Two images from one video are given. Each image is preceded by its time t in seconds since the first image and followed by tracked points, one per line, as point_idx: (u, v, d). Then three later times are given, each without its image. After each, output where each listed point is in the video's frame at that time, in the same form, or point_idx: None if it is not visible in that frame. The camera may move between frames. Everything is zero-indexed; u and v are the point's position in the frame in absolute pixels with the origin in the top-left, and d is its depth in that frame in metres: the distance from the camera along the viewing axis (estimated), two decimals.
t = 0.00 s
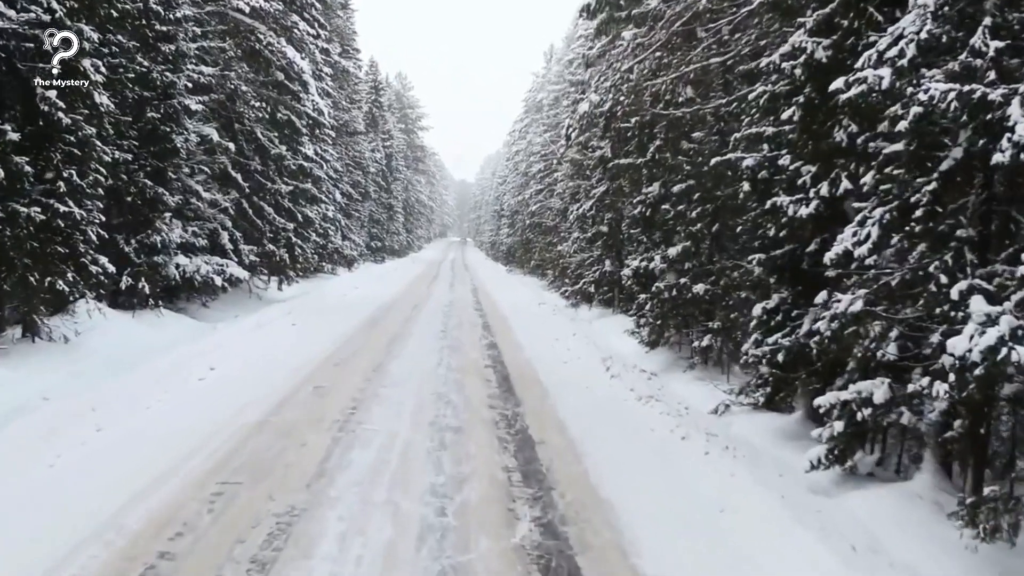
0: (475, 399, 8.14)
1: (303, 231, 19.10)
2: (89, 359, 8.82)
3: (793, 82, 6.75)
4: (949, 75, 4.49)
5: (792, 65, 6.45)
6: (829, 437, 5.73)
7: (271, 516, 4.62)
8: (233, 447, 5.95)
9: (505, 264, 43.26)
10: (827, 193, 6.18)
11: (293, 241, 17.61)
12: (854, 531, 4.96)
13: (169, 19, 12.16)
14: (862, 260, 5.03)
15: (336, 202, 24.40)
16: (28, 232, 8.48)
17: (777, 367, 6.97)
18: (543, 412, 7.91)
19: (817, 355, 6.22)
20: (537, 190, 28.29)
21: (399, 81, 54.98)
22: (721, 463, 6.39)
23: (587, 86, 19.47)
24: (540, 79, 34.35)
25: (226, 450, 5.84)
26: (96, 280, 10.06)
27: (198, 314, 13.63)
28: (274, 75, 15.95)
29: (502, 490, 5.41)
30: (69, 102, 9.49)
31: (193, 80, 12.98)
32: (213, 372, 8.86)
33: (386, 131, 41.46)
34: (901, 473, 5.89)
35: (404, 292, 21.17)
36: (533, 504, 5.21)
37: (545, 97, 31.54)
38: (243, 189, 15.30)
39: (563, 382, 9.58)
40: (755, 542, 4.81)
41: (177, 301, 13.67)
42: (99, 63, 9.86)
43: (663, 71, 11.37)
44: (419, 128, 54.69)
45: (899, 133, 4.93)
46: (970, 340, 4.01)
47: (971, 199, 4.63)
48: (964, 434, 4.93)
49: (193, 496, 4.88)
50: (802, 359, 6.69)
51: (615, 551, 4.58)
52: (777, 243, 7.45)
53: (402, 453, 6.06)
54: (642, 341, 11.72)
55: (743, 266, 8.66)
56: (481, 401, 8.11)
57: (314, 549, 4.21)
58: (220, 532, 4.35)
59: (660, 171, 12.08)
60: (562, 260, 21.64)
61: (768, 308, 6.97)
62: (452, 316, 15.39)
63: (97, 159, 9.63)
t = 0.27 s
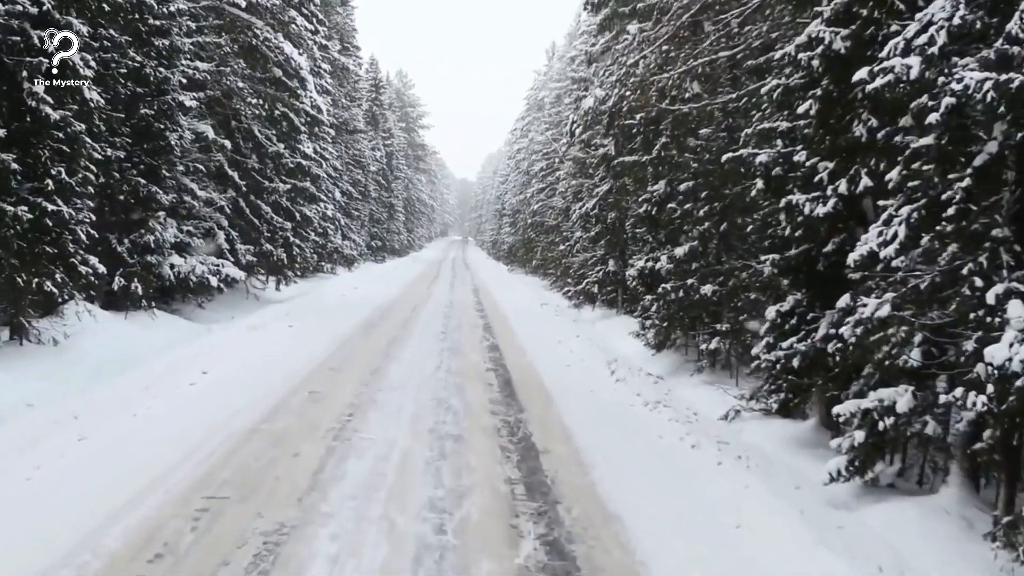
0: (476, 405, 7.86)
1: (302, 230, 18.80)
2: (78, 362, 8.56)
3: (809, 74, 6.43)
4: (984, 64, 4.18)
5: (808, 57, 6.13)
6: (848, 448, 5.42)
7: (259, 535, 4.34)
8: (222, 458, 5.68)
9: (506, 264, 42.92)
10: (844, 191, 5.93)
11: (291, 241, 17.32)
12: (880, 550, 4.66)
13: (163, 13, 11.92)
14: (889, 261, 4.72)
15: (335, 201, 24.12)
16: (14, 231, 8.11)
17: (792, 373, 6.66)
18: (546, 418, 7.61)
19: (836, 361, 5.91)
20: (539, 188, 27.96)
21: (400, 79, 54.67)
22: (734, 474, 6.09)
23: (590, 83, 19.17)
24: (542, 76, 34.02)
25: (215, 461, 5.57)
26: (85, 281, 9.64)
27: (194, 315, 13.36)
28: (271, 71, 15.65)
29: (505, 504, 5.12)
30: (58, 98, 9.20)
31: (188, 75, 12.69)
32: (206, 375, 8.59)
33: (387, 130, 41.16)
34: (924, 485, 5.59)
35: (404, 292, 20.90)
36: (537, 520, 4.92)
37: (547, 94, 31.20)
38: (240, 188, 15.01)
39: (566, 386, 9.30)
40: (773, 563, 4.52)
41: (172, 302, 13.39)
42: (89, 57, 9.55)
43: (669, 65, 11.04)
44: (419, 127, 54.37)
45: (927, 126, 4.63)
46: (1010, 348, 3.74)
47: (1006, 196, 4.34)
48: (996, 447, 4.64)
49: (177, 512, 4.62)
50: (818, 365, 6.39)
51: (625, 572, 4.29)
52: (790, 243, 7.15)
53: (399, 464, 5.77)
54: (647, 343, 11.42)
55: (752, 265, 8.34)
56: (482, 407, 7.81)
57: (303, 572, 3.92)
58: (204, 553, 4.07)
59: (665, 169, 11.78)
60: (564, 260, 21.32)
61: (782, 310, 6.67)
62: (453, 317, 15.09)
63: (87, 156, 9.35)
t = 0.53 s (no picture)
0: (478, 410, 7.59)
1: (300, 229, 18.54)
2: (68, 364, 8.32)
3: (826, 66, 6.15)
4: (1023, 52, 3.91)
5: (826, 47, 5.85)
6: (870, 457, 5.13)
7: (248, 553, 4.08)
8: (212, 468, 5.42)
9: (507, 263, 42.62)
10: (865, 188, 5.61)
11: (290, 240, 17.05)
12: (908, 569, 4.37)
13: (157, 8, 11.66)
14: (917, 261, 4.44)
15: (335, 200, 23.86)
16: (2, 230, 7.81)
17: (808, 378, 6.38)
18: (551, 424, 7.34)
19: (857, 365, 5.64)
20: (541, 187, 27.66)
21: (401, 77, 54.36)
22: (748, 484, 5.82)
23: (593, 79, 18.87)
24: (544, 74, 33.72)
25: (205, 471, 5.33)
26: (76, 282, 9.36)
27: (190, 316, 13.11)
28: (269, 67, 15.39)
29: (509, 519, 4.85)
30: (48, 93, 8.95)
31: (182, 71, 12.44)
32: (199, 378, 8.33)
33: (387, 128, 40.87)
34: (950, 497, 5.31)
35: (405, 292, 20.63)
36: (543, 535, 4.65)
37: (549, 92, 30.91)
38: (237, 186, 14.75)
39: (570, 389, 9.03)
40: None
41: (167, 302, 13.14)
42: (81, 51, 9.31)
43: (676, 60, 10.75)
44: (420, 125, 54.09)
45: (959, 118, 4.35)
46: None
47: None
48: None
49: (161, 528, 4.36)
50: (835, 370, 6.11)
51: None
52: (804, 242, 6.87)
53: (398, 474, 5.50)
54: (652, 345, 11.13)
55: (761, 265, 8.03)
56: (484, 412, 7.54)
57: None
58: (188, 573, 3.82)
59: (671, 166, 11.51)
60: (566, 259, 21.02)
61: (798, 313, 6.47)
62: (453, 317, 14.81)
63: (77, 153, 9.10)
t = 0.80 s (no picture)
0: (480, 415, 7.32)
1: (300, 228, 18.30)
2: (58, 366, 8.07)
3: (845, 57, 5.89)
4: None
5: (847, 37, 5.57)
6: (895, 468, 4.84)
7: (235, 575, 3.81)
8: (201, 479, 5.16)
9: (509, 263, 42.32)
10: (889, 184, 5.34)
11: (288, 239, 16.78)
12: None
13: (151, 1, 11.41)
14: (952, 262, 4.15)
15: (334, 198, 23.60)
16: None
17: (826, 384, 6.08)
18: (556, 430, 7.07)
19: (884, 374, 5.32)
20: (543, 186, 27.39)
21: (401, 76, 54.08)
22: (765, 496, 5.54)
23: (597, 76, 18.60)
24: (546, 72, 33.43)
25: (194, 483, 5.07)
26: (66, 283, 9.06)
27: (185, 317, 12.85)
28: (267, 63, 15.15)
29: (514, 535, 4.57)
30: (35, 87, 8.64)
31: (178, 66, 12.18)
32: (193, 381, 8.07)
33: (388, 126, 40.59)
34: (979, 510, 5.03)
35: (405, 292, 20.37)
36: (551, 553, 4.38)
37: (551, 89, 30.62)
38: (235, 184, 14.50)
39: (575, 393, 8.76)
40: None
41: (163, 303, 12.89)
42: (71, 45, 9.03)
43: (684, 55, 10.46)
44: (421, 124, 53.81)
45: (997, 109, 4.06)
46: None
47: None
48: None
49: (144, 546, 4.10)
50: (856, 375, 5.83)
51: None
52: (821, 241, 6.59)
53: (396, 486, 5.22)
54: (659, 347, 10.85)
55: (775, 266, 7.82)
56: (487, 418, 7.27)
57: None
58: None
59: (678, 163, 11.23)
60: (569, 258, 20.73)
61: (815, 315, 6.23)
62: (455, 318, 14.53)
63: (67, 149, 8.83)
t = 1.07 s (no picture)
0: (484, 422, 7.02)
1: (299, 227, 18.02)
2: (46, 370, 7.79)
3: (869, 48, 5.58)
4: None
5: (873, 25, 5.27)
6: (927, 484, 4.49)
7: None
8: (188, 493, 4.87)
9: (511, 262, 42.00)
10: (917, 180, 5.02)
11: (287, 238, 16.49)
12: None
13: None
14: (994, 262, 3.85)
15: (335, 197, 23.33)
16: None
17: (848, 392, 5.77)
18: (563, 438, 6.77)
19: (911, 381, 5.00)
20: (546, 184, 27.06)
21: (403, 74, 53.78)
22: (785, 511, 5.24)
23: (601, 73, 18.26)
24: (549, 69, 33.10)
25: (181, 498, 4.78)
26: (54, 284, 8.76)
27: (181, 318, 12.57)
28: (264, 59, 14.89)
29: (521, 555, 4.28)
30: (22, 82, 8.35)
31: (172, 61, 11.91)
32: (186, 386, 7.78)
33: (388, 125, 40.30)
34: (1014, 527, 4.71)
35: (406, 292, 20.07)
36: None
37: (554, 87, 30.28)
38: (232, 182, 14.22)
39: (581, 397, 8.46)
40: None
41: (158, 304, 12.63)
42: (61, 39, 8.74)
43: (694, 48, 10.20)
44: (422, 122, 53.49)
45: None
46: None
47: None
48: None
49: (122, 570, 3.81)
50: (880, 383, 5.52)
51: None
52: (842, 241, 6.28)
53: (396, 501, 4.92)
54: (667, 349, 10.54)
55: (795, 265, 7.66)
56: (491, 425, 6.98)
57: None
58: None
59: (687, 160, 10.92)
60: (573, 258, 20.42)
61: (837, 319, 5.86)
62: (456, 319, 14.24)
63: (56, 146, 8.60)
